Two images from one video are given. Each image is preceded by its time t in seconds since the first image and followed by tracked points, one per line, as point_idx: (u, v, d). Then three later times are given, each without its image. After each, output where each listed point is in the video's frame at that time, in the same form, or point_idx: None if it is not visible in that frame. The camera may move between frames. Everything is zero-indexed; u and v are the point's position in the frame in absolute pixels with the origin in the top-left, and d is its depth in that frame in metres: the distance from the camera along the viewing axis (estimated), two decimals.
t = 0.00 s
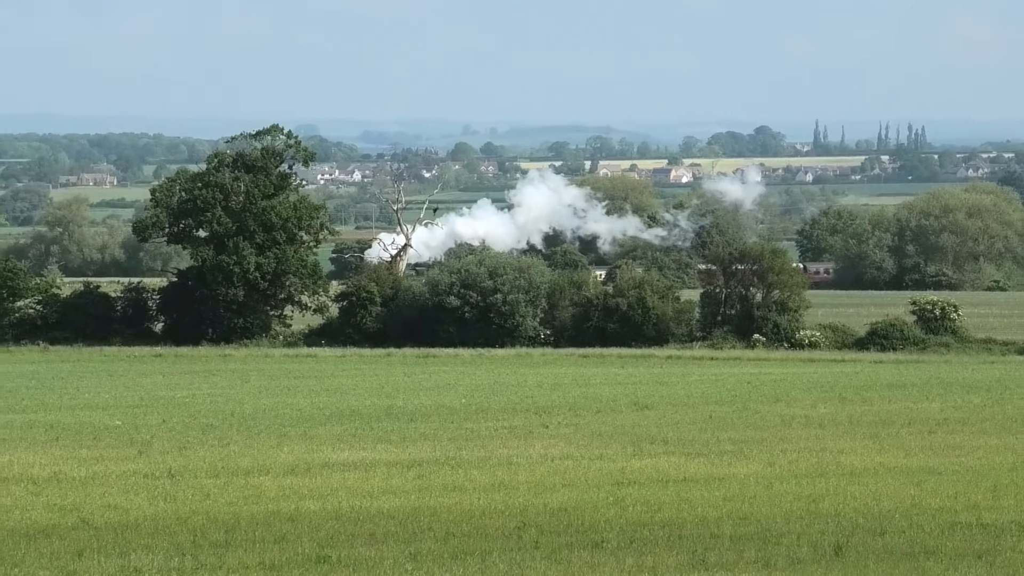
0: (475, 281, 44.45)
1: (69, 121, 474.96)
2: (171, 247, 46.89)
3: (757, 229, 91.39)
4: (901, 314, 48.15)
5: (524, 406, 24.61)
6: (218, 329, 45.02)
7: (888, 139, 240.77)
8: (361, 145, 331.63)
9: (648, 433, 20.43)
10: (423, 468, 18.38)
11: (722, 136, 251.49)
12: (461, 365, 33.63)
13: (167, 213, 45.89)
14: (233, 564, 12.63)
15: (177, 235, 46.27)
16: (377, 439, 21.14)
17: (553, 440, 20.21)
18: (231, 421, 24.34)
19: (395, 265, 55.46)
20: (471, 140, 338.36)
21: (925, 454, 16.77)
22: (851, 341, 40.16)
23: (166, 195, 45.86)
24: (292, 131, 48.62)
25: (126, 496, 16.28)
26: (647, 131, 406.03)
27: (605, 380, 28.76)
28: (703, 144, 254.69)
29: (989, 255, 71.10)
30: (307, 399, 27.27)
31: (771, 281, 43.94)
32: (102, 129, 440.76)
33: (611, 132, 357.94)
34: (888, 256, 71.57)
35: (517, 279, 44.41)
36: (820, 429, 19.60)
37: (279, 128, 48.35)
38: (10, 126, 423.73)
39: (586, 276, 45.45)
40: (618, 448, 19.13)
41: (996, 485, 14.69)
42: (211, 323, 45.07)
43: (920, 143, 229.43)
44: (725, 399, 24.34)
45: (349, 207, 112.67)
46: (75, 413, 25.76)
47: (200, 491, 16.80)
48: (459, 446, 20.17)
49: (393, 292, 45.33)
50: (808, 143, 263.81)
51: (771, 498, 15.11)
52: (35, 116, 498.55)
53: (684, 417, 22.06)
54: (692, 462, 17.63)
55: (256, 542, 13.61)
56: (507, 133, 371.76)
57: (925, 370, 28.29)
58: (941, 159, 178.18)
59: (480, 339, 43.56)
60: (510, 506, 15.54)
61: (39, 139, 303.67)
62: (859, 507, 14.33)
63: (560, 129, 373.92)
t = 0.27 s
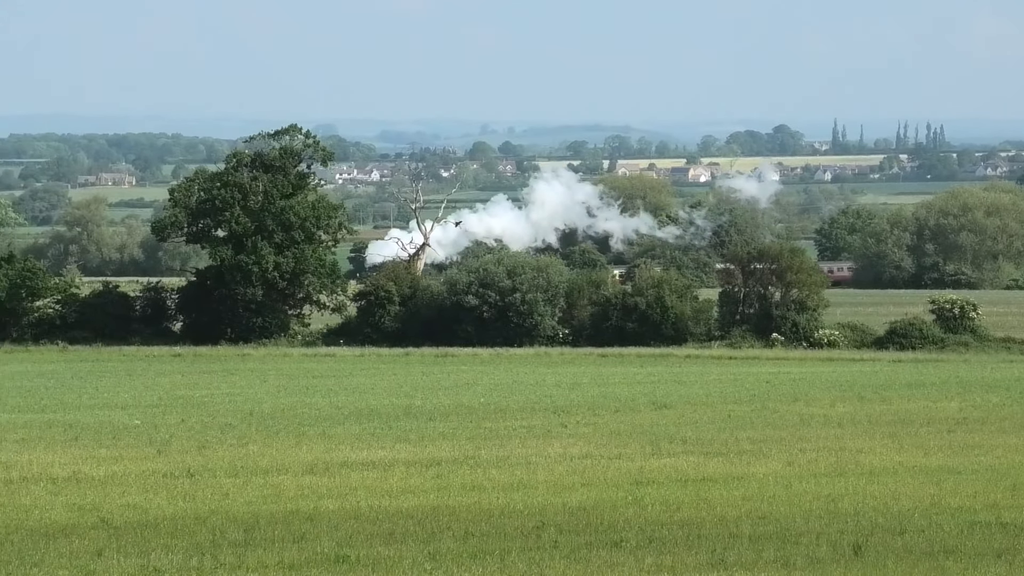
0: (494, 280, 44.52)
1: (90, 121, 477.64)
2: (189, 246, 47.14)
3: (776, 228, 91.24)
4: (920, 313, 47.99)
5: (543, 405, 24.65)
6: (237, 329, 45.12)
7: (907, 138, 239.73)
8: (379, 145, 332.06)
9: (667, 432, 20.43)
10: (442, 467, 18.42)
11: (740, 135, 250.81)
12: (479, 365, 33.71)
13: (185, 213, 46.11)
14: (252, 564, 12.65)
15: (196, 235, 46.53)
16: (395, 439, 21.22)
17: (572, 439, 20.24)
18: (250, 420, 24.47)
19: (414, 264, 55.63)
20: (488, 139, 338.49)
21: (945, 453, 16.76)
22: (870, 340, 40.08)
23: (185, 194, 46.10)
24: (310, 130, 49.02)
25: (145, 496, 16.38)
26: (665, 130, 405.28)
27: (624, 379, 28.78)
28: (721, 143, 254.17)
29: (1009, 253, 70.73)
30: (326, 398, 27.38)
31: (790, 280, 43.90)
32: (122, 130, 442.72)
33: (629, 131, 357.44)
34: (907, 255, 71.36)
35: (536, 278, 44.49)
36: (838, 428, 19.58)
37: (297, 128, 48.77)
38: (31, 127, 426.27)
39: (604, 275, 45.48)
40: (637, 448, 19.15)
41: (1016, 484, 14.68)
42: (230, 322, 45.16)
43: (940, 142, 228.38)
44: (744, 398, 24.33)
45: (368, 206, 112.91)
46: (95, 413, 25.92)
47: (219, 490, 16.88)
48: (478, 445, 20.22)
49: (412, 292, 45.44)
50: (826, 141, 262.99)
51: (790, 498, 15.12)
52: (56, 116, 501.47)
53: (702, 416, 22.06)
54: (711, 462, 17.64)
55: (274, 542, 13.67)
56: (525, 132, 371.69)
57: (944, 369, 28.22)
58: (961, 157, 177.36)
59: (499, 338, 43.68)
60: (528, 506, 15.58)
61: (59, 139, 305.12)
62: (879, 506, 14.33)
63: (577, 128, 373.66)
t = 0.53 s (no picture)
0: (513, 277, 44.53)
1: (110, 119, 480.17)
2: (208, 243, 47.28)
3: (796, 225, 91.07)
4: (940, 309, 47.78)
5: (562, 402, 24.69)
6: (257, 326, 45.46)
7: (927, 136, 238.51)
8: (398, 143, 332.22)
9: (687, 429, 20.44)
10: (461, 465, 18.49)
11: (759, 132, 250.10)
12: (497, 362, 33.77)
13: (204, 210, 46.22)
14: (273, 560, 12.70)
15: (216, 232, 46.67)
16: (414, 436, 21.32)
17: (591, 436, 20.30)
18: (269, 417, 24.60)
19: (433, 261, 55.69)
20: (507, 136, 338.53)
21: (964, 450, 16.74)
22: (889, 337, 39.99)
23: (205, 192, 46.21)
24: (329, 128, 49.09)
25: (165, 493, 16.51)
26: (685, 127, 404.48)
27: (643, 376, 28.78)
28: (740, 140, 253.48)
29: None
30: (345, 395, 27.49)
31: (810, 277, 43.92)
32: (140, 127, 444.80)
33: (647, 128, 356.93)
34: (927, 252, 71.07)
35: (555, 275, 44.48)
36: (858, 426, 19.55)
37: (316, 125, 48.87)
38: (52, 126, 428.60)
39: (624, 272, 45.46)
40: (657, 445, 19.16)
41: None
42: (249, 320, 45.47)
43: (960, 138, 227.10)
44: (762, 395, 24.32)
45: (386, 204, 113.21)
46: (115, 411, 26.10)
47: (238, 488, 16.98)
48: (497, 442, 20.29)
49: (431, 289, 45.55)
50: (846, 139, 261.84)
51: (810, 494, 15.12)
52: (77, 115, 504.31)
53: (721, 413, 22.05)
54: (730, 459, 17.66)
55: (293, 538, 13.73)
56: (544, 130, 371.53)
57: (964, 366, 28.12)
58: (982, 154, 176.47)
59: (518, 336, 43.83)
60: (548, 502, 15.64)
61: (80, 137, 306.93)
62: (898, 503, 14.34)
63: (595, 125, 373.35)
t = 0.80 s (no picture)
0: (532, 272, 44.63)
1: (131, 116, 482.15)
2: (228, 238, 47.54)
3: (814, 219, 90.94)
4: (961, 305, 47.59)
5: (582, 398, 24.74)
6: (277, 321, 45.64)
7: (949, 130, 237.07)
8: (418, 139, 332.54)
9: (707, 425, 20.44)
10: (480, 460, 18.55)
11: (779, 126, 249.08)
12: (517, 357, 33.83)
13: (224, 205, 46.52)
14: (293, 555, 12.75)
15: (236, 228, 47.01)
16: (434, 431, 21.41)
17: (611, 432, 20.34)
18: (289, 413, 24.73)
19: (453, 258, 55.83)
20: (526, 131, 338.40)
21: (985, 446, 16.73)
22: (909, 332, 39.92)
23: (225, 187, 46.50)
24: (349, 123, 49.31)
25: (186, 488, 16.62)
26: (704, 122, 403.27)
27: (663, 372, 28.78)
28: (760, 135, 252.57)
29: None
30: (366, 390, 27.60)
31: (830, 272, 43.95)
32: (160, 122, 446.53)
33: (667, 123, 356.17)
34: (948, 247, 70.68)
35: (575, 270, 44.54)
36: (878, 421, 19.53)
37: (336, 121, 49.09)
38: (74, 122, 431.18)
39: (643, 267, 45.48)
40: (677, 440, 19.19)
41: None
42: (269, 315, 45.65)
43: (982, 133, 225.63)
44: (782, 391, 24.30)
45: (406, 199, 113.43)
46: (136, 406, 26.28)
47: (259, 483, 17.07)
48: (517, 437, 20.36)
49: (450, 284, 45.67)
50: (867, 133, 260.61)
51: (830, 490, 15.14)
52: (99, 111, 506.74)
53: (741, 409, 22.05)
54: (750, 454, 17.68)
55: (315, 533, 13.80)
56: (563, 125, 371.15)
57: (986, 362, 27.99)
58: (1004, 149, 175.26)
59: (537, 331, 43.93)
60: (567, 498, 15.70)
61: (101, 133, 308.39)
62: (918, 498, 14.36)
63: (615, 120, 372.75)
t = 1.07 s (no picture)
0: (555, 268, 44.79)
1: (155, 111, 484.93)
2: (250, 233, 47.86)
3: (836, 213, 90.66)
4: (985, 299, 47.37)
5: (604, 392, 24.78)
6: (299, 316, 45.78)
7: (974, 124, 235.33)
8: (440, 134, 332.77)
9: (729, 420, 20.45)
10: (503, 455, 18.63)
11: (802, 121, 247.87)
12: (540, 352, 33.88)
13: (247, 200, 46.86)
14: (316, 550, 12.81)
15: (258, 222, 47.35)
16: (457, 426, 21.52)
17: (634, 426, 20.40)
18: (312, 408, 24.88)
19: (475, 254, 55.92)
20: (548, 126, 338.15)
21: (1009, 442, 16.70)
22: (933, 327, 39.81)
23: (247, 182, 46.86)
24: (371, 119, 49.53)
25: (209, 483, 16.76)
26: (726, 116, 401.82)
27: (686, 367, 28.78)
28: (783, 130, 251.50)
29: None
30: (388, 385, 27.73)
31: (852, 267, 44.10)
32: (183, 117, 448.70)
33: (689, 118, 355.11)
34: (971, 241, 70.22)
35: (597, 265, 44.62)
36: (902, 416, 19.50)
37: (358, 116, 49.31)
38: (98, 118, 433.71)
39: (666, 262, 45.49)
40: (700, 435, 19.22)
41: None
42: (292, 310, 45.83)
43: (1008, 128, 223.88)
44: (805, 385, 24.27)
45: (428, 194, 113.66)
46: (160, 401, 26.50)
47: (282, 478, 17.20)
48: (539, 432, 20.44)
49: (473, 279, 45.81)
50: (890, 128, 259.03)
51: (854, 484, 15.15)
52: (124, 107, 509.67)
53: (764, 404, 22.04)
54: (773, 449, 17.69)
55: (338, 528, 13.87)
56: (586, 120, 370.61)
57: (1011, 357, 27.84)
58: None
59: (560, 326, 43.99)
60: (590, 492, 15.77)
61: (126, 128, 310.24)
62: (942, 492, 14.37)
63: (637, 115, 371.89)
